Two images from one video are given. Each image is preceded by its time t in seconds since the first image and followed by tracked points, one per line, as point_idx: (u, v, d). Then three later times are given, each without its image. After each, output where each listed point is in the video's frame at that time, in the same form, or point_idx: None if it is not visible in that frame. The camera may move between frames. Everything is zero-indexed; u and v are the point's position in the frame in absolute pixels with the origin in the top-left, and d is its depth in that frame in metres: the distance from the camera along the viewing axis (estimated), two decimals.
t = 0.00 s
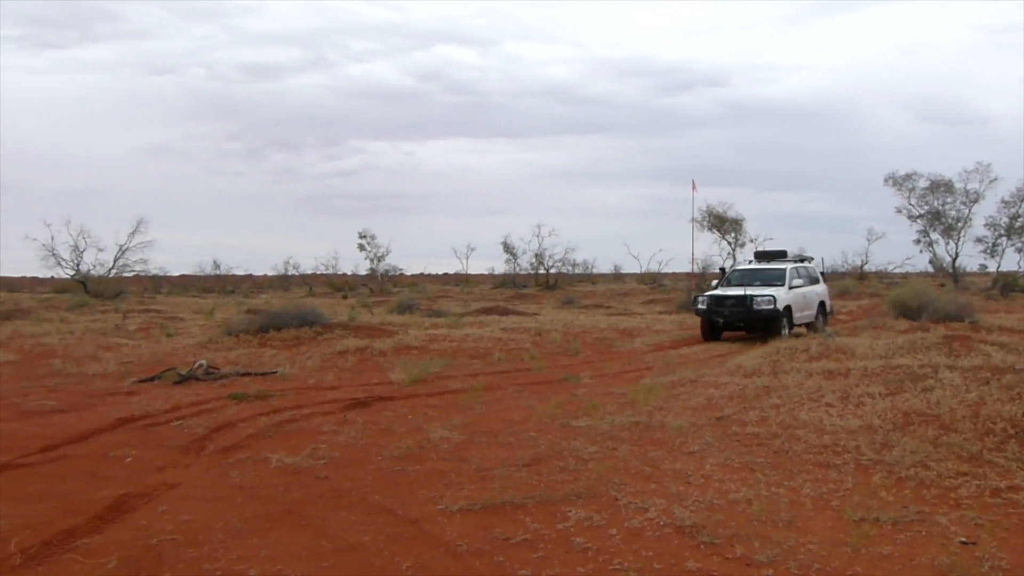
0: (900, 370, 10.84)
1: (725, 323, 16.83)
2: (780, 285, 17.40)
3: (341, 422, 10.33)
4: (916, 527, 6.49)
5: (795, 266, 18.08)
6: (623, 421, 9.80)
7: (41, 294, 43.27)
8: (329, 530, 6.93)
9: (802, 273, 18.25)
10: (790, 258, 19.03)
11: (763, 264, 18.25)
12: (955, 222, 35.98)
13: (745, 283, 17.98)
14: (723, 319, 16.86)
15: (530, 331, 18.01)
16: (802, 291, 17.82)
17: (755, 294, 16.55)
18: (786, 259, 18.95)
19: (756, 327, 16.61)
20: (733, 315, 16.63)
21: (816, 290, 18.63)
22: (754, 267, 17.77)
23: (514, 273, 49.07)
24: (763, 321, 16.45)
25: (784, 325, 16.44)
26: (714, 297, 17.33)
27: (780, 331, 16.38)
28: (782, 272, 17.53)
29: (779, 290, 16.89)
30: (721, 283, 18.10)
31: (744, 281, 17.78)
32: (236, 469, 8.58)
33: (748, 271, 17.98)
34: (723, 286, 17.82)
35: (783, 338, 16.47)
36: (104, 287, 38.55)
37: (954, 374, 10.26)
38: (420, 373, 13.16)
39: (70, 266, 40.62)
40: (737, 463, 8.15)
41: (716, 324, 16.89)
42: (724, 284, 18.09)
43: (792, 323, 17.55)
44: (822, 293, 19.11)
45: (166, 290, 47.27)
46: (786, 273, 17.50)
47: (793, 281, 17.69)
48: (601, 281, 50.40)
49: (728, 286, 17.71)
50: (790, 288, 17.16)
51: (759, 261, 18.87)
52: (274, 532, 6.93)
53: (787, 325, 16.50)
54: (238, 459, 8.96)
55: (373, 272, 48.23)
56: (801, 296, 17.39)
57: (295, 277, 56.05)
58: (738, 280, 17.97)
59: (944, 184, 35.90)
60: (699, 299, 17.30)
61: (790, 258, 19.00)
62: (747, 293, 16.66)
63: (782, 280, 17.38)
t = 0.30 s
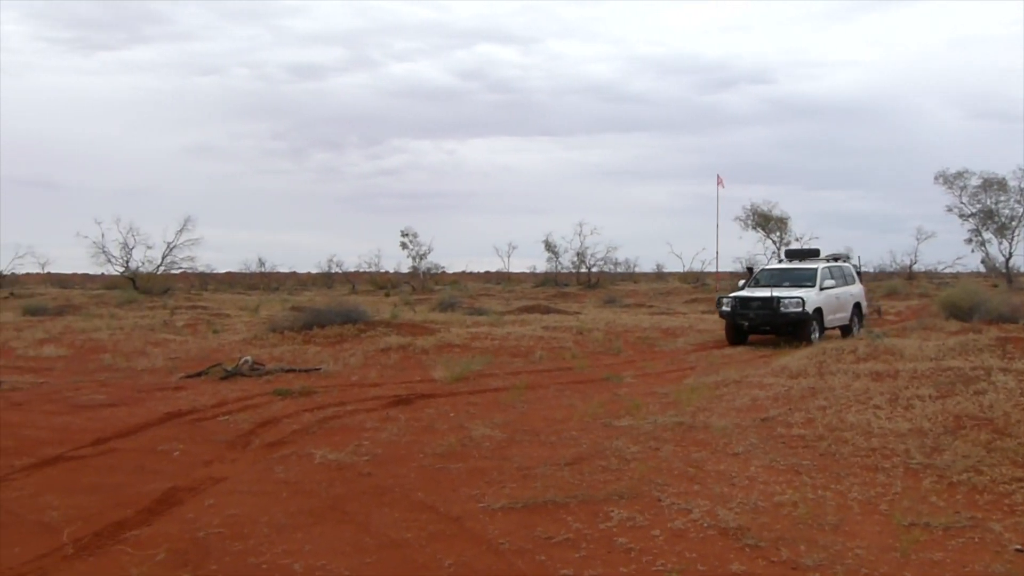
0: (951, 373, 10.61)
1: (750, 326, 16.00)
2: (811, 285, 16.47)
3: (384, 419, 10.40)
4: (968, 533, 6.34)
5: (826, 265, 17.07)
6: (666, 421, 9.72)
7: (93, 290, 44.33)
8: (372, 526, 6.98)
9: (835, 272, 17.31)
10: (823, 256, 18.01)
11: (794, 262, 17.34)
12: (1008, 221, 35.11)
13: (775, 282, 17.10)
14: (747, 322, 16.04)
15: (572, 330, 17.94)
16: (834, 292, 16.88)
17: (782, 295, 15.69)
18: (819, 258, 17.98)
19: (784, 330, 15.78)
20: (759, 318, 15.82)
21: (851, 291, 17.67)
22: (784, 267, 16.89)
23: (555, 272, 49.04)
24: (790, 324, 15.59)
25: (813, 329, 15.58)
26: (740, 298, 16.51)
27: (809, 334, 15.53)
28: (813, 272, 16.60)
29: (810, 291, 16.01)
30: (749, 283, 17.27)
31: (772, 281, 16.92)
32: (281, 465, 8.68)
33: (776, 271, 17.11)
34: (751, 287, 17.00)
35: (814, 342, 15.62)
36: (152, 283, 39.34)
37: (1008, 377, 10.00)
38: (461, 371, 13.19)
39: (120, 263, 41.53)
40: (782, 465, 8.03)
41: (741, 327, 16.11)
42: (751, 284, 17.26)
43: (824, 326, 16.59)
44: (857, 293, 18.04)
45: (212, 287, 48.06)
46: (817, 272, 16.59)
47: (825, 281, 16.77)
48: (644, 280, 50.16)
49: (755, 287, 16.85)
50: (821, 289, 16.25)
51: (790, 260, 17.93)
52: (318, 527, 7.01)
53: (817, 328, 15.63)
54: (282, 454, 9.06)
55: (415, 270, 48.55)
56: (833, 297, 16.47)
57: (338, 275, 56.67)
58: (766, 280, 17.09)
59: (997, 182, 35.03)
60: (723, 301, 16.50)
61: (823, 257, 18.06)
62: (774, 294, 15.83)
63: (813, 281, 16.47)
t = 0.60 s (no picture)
0: (989, 374, 10.44)
1: (763, 330, 15.43)
2: (827, 286, 15.86)
3: (415, 418, 10.47)
4: (1006, 537, 6.24)
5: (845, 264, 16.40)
6: (697, 422, 9.68)
7: (131, 289, 45.06)
8: (403, 524, 7.03)
9: (855, 272, 16.67)
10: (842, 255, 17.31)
11: (810, 262, 16.69)
12: None
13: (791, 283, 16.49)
14: (760, 326, 15.46)
15: (602, 330, 17.93)
16: (853, 293, 16.26)
17: (796, 297, 15.11)
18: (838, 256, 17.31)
19: (798, 333, 15.20)
20: (773, 321, 15.27)
21: (872, 291, 17.03)
22: (800, 267, 16.28)
23: (586, 271, 48.98)
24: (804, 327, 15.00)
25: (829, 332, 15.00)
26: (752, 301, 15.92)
27: (825, 338, 14.94)
28: (830, 272, 15.97)
29: (826, 292, 15.42)
30: (765, 285, 16.71)
31: (788, 282, 16.34)
32: (314, 463, 8.77)
33: (792, 271, 16.52)
34: (766, 288, 16.43)
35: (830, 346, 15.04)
36: (187, 283, 39.93)
37: None
38: (492, 371, 13.23)
39: (156, 263, 42.21)
40: (816, 466, 7.97)
41: (754, 331, 15.55)
42: (767, 286, 16.69)
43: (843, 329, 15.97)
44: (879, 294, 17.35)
45: (246, 287, 48.68)
46: (835, 272, 15.97)
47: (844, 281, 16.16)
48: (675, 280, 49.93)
49: (770, 288, 16.24)
50: (838, 290, 15.63)
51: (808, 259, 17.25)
52: (351, 525, 7.07)
53: (833, 332, 15.03)
54: (315, 452, 9.16)
55: (446, 270, 48.77)
56: (851, 298, 15.86)
57: (370, 274, 57.04)
58: (782, 281, 16.48)
59: None
60: (735, 304, 15.96)
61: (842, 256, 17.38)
62: (787, 297, 15.25)
63: (830, 281, 15.87)
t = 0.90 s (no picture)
0: (1014, 375, 10.30)
1: (758, 334, 14.79)
2: (828, 287, 15.21)
3: (433, 417, 10.48)
4: None
5: (847, 264, 15.80)
6: (717, 422, 9.62)
7: (152, 288, 45.45)
8: (421, 523, 7.03)
9: (858, 272, 16.04)
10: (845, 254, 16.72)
11: (811, 261, 16.07)
12: None
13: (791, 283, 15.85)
14: (755, 329, 14.81)
15: (621, 329, 17.88)
16: (856, 294, 15.66)
17: (794, 299, 14.45)
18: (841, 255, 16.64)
19: (795, 336, 14.58)
20: (768, 323, 14.62)
21: (877, 292, 16.40)
22: (801, 267, 15.68)
23: (604, 271, 48.88)
24: (801, 331, 14.36)
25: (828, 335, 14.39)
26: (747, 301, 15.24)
27: (823, 342, 14.32)
28: (831, 273, 15.35)
29: (826, 294, 14.80)
30: (762, 285, 16.09)
31: (786, 282, 15.72)
32: (332, 461, 8.80)
33: (791, 271, 15.90)
34: (765, 289, 15.82)
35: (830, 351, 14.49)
36: (207, 282, 40.19)
37: None
38: (509, 370, 13.22)
39: (177, 262, 42.47)
40: (836, 467, 7.90)
41: (749, 334, 14.91)
42: (765, 286, 16.07)
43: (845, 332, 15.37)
44: (884, 294, 16.78)
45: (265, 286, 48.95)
46: (836, 273, 15.36)
47: (846, 282, 15.55)
48: (694, 280, 49.74)
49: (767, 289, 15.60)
50: (839, 292, 15.00)
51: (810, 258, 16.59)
52: (369, 523, 7.09)
53: (832, 336, 14.41)
54: (333, 451, 9.18)
55: (464, 269, 48.84)
56: (853, 300, 15.26)
57: (389, 274, 57.21)
58: (781, 280, 15.84)
59: None
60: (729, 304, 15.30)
61: (846, 253, 16.69)
62: (784, 298, 14.60)
63: (830, 282, 15.25)
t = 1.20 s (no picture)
0: None
1: (758, 338, 14.19)
2: (832, 288, 14.61)
3: (456, 417, 10.49)
4: None
5: (853, 264, 15.18)
6: (742, 423, 9.56)
7: (178, 288, 45.89)
8: (445, 523, 7.04)
9: (866, 273, 15.42)
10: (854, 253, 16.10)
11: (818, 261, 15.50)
12: None
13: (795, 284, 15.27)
14: (754, 334, 14.21)
15: (645, 329, 17.81)
16: (864, 295, 15.03)
17: (794, 301, 13.85)
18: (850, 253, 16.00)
19: (797, 339, 14.01)
20: (768, 327, 14.04)
21: (888, 293, 15.77)
22: (805, 267, 15.13)
23: (628, 271, 48.72)
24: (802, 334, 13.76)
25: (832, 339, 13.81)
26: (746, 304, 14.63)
27: (826, 345, 13.72)
28: (835, 273, 14.75)
29: (830, 295, 14.21)
30: (766, 286, 15.52)
31: (791, 283, 15.15)
32: (356, 461, 8.83)
33: (796, 272, 15.31)
34: (768, 291, 15.28)
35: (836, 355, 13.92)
36: (232, 282, 40.54)
37: None
38: (533, 370, 13.21)
39: (203, 262, 42.86)
40: (863, 469, 7.81)
41: (749, 338, 14.33)
42: (770, 287, 15.51)
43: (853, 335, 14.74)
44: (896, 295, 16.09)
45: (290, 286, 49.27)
46: (842, 273, 14.77)
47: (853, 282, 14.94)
48: (719, 279, 49.49)
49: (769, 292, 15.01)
50: (843, 292, 14.39)
51: (817, 258, 15.98)
52: (392, 523, 7.11)
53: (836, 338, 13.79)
54: (357, 450, 9.21)
55: (487, 269, 48.89)
56: (860, 301, 14.65)
57: (412, 274, 57.40)
58: (784, 282, 15.27)
59: None
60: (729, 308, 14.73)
61: (855, 253, 16.06)
62: (785, 299, 14.01)
63: (836, 283, 14.66)
